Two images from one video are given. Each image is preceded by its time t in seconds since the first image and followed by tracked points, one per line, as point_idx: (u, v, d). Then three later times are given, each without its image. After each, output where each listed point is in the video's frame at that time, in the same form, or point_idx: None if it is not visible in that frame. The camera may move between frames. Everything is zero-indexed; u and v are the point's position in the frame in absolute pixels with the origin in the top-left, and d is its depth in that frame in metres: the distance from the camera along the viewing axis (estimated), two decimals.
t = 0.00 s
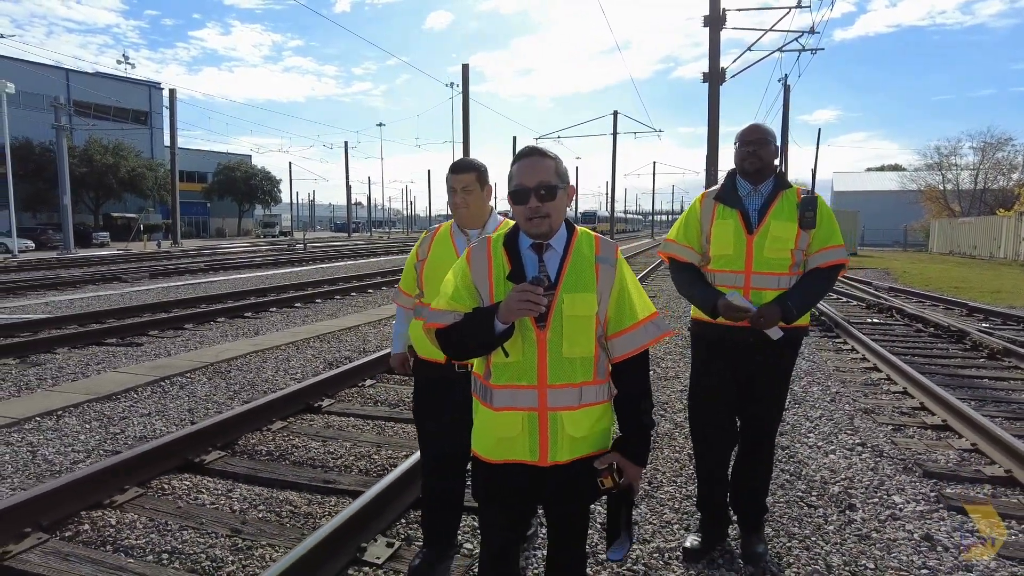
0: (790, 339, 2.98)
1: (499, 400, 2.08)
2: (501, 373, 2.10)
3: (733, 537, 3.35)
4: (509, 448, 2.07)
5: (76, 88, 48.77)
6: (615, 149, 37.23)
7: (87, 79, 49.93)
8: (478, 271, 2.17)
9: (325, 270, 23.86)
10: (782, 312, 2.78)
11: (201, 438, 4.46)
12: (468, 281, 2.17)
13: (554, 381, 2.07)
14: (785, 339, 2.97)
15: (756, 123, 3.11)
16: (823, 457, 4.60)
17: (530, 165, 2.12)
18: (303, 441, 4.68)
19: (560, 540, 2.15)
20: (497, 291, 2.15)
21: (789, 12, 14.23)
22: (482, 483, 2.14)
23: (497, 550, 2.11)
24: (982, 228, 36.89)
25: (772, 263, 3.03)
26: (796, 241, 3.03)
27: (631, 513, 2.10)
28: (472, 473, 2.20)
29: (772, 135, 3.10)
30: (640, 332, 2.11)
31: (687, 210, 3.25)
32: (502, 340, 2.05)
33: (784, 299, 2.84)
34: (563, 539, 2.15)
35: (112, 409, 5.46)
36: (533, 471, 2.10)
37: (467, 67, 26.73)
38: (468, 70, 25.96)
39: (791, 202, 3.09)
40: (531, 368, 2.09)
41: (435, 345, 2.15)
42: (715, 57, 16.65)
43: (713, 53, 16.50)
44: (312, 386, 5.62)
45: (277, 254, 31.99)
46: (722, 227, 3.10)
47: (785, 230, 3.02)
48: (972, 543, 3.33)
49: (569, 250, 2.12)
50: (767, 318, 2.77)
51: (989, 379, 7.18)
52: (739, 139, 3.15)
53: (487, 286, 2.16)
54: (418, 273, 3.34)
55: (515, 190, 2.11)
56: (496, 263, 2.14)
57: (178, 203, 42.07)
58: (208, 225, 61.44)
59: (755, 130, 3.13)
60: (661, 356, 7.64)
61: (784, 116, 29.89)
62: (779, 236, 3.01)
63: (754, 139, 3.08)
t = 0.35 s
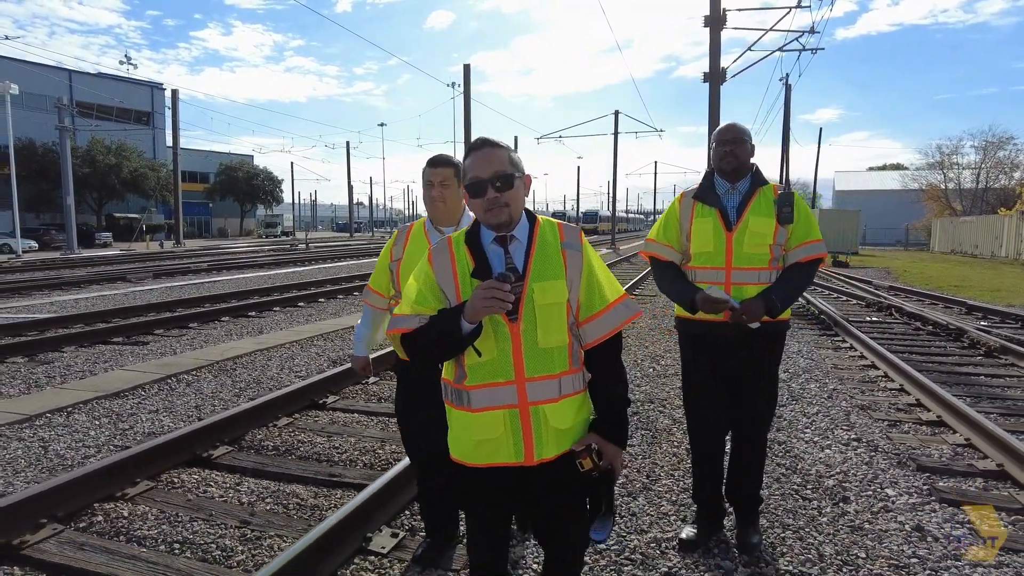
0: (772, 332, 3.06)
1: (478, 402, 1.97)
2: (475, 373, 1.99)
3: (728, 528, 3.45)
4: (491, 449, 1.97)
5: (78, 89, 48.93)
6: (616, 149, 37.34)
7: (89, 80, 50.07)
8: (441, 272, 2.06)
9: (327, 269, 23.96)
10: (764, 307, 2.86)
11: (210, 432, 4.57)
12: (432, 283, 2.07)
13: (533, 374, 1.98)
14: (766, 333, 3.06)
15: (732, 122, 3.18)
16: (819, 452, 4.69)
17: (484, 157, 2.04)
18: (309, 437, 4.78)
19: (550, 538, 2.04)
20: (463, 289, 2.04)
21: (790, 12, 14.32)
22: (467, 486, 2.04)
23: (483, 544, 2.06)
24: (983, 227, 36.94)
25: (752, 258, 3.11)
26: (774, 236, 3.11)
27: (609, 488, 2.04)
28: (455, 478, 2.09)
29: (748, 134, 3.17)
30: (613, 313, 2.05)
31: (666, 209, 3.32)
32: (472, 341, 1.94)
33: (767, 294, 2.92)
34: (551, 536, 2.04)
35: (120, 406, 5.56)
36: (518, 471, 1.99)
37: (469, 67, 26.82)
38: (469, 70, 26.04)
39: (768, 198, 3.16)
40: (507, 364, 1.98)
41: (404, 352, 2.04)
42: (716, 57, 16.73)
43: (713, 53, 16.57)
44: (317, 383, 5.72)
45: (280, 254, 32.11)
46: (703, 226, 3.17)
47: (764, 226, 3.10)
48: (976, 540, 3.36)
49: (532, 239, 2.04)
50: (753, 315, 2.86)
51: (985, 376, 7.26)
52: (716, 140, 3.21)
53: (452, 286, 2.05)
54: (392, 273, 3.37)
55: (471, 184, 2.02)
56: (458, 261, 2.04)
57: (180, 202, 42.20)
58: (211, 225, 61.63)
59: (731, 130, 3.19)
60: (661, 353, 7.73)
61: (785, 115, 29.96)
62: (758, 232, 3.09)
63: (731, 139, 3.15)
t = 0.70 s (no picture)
0: (757, 325, 3.20)
1: (462, 394, 2.08)
2: (461, 365, 2.10)
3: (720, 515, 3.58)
4: (475, 440, 2.07)
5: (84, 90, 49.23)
6: (619, 148, 37.47)
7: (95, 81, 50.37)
8: (431, 261, 2.16)
9: (331, 269, 24.11)
10: (743, 302, 3.00)
11: (220, 426, 4.72)
12: (421, 271, 2.15)
13: (517, 369, 2.09)
14: (748, 326, 3.18)
15: (707, 125, 3.32)
16: (812, 445, 4.81)
17: (484, 153, 2.15)
18: (315, 430, 4.92)
19: (537, 534, 2.13)
20: (452, 279, 2.14)
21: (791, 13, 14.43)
22: (456, 479, 2.14)
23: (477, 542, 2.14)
24: (987, 227, 36.90)
25: (731, 254, 3.24)
26: (751, 233, 3.25)
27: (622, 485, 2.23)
28: (442, 471, 2.17)
29: (722, 136, 3.31)
30: (597, 317, 2.19)
31: (646, 211, 3.43)
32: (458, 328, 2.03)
33: (748, 288, 3.06)
34: (537, 533, 2.13)
35: (132, 401, 5.72)
36: (501, 463, 2.10)
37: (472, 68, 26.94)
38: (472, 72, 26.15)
39: (743, 197, 3.31)
40: (492, 358, 2.09)
41: (389, 338, 2.12)
42: (717, 58, 16.82)
43: (715, 54, 16.67)
44: (323, 379, 5.86)
45: (284, 254, 32.28)
46: (682, 225, 3.29)
47: (741, 222, 3.24)
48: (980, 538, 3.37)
49: (524, 237, 2.14)
50: (732, 309, 2.99)
51: (980, 374, 7.36)
52: (692, 142, 3.35)
53: (441, 277, 2.15)
54: (384, 271, 3.42)
55: (468, 178, 2.13)
56: (450, 253, 2.14)
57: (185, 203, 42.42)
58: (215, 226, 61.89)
59: (706, 132, 3.33)
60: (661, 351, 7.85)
61: (787, 115, 30.00)
62: (735, 229, 3.23)
63: (706, 141, 3.29)
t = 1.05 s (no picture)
0: (751, 322, 3.24)
1: (456, 402, 2.02)
2: (458, 372, 2.03)
3: (716, 507, 3.69)
4: (464, 450, 2.00)
5: (88, 91, 49.48)
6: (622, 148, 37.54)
7: (99, 82, 50.60)
8: (441, 263, 2.11)
9: (334, 269, 24.25)
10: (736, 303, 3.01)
11: (230, 422, 4.83)
12: (430, 272, 2.11)
13: (512, 386, 2.00)
14: (741, 326, 3.22)
15: (698, 129, 3.42)
16: (808, 441, 4.92)
17: (507, 158, 2.09)
18: (322, 426, 5.04)
19: (524, 550, 2.06)
20: (458, 282, 2.09)
21: (792, 14, 14.48)
22: (447, 488, 2.09)
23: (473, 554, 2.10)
24: (989, 227, 36.93)
25: (722, 256, 3.34)
26: (741, 234, 3.34)
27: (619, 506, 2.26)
28: (433, 478, 2.14)
29: (712, 139, 3.40)
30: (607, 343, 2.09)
31: (640, 214, 3.54)
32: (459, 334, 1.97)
33: (740, 288, 3.09)
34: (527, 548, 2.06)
35: (142, 398, 5.83)
36: (489, 478, 2.02)
37: (475, 69, 27.05)
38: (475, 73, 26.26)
39: (734, 199, 3.39)
40: (489, 370, 2.01)
41: (390, 336, 2.07)
42: (718, 59, 16.91)
43: (716, 55, 16.75)
44: (330, 377, 5.98)
45: (288, 254, 32.46)
46: (674, 228, 3.40)
47: (731, 224, 3.33)
48: (980, 539, 3.38)
49: (537, 250, 2.06)
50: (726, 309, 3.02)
51: (976, 372, 7.46)
52: (683, 146, 3.45)
53: (448, 280, 2.10)
54: (391, 271, 3.52)
55: (490, 181, 2.07)
56: (460, 257, 2.09)
57: (189, 203, 42.58)
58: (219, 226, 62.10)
59: (697, 136, 3.42)
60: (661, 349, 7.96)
61: (789, 115, 30.02)
62: (727, 230, 3.32)
63: (696, 145, 3.39)
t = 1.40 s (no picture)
0: (758, 329, 3.18)
1: (482, 406, 1.96)
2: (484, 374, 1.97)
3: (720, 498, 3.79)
4: (491, 455, 1.95)
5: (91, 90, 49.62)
6: (624, 147, 37.62)
7: (102, 81, 50.73)
8: (466, 262, 2.06)
9: (338, 268, 24.36)
10: (747, 307, 3.00)
11: (243, 417, 4.93)
12: (455, 271, 2.06)
13: (542, 386, 1.94)
14: (754, 329, 3.17)
15: (719, 132, 3.44)
16: (810, 437, 5.01)
17: (533, 150, 2.05)
18: (333, 421, 5.13)
19: (550, 554, 2.03)
20: (484, 282, 2.03)
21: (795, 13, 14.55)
22: (471, 494, 2.02)
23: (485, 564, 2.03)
24: (990, 227, 36.99)
25: (735, 259, 3.36)
26: (757, 239, 3.34)
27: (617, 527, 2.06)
28: (455, 484, 2.07)
29: (733, 142, 3.41)
30: (635, 339, 1.97)
31: (659, 213, 3.60)
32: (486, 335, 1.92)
33: (751, 293, 3.09)
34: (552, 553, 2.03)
35: (154, 394, 5.93)
36: (516, 485, 1.96)
37: (477, 68, 27.12)
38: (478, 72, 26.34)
39: (753, 202, 3.39)
40: (517, 370, 1.95)
41: (416, 338, 2.02)
42: (720, 59, 16.99)
43: (718, 55, 16.83)
44: (340, 373, 6.09)
45: (291, 253, 32.57)
46: (690, 229, 3.44)
47: (747, 229, 3.33)
48: (976, 538, 3.38)
49: (565, 244, 2.01)
50: (736, 313, 3.00)
51: (976, 370, 7.55)
52: (704, 148, 3.47)
53: (473, 280, 2.05)
54: (412, 267, 3.58)
55: (516, 174, 2.03)
56: (486, 255, 2.05)
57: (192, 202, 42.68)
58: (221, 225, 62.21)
59: (718, 139, 3.44)
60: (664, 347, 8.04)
61: (791, 114, 30.06)
62: (742, 234, 3.34)
63: (716, 148, 3.41)
